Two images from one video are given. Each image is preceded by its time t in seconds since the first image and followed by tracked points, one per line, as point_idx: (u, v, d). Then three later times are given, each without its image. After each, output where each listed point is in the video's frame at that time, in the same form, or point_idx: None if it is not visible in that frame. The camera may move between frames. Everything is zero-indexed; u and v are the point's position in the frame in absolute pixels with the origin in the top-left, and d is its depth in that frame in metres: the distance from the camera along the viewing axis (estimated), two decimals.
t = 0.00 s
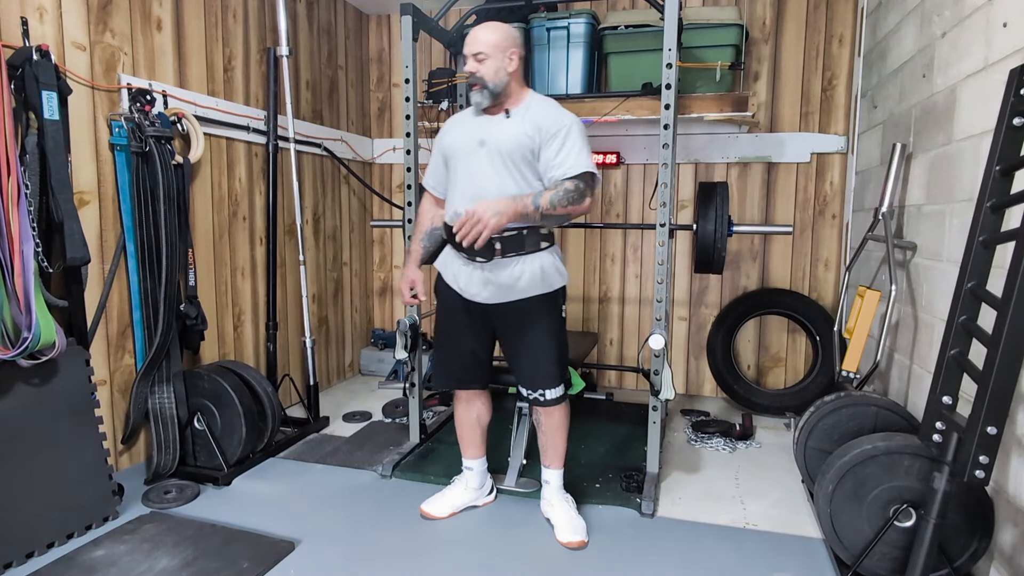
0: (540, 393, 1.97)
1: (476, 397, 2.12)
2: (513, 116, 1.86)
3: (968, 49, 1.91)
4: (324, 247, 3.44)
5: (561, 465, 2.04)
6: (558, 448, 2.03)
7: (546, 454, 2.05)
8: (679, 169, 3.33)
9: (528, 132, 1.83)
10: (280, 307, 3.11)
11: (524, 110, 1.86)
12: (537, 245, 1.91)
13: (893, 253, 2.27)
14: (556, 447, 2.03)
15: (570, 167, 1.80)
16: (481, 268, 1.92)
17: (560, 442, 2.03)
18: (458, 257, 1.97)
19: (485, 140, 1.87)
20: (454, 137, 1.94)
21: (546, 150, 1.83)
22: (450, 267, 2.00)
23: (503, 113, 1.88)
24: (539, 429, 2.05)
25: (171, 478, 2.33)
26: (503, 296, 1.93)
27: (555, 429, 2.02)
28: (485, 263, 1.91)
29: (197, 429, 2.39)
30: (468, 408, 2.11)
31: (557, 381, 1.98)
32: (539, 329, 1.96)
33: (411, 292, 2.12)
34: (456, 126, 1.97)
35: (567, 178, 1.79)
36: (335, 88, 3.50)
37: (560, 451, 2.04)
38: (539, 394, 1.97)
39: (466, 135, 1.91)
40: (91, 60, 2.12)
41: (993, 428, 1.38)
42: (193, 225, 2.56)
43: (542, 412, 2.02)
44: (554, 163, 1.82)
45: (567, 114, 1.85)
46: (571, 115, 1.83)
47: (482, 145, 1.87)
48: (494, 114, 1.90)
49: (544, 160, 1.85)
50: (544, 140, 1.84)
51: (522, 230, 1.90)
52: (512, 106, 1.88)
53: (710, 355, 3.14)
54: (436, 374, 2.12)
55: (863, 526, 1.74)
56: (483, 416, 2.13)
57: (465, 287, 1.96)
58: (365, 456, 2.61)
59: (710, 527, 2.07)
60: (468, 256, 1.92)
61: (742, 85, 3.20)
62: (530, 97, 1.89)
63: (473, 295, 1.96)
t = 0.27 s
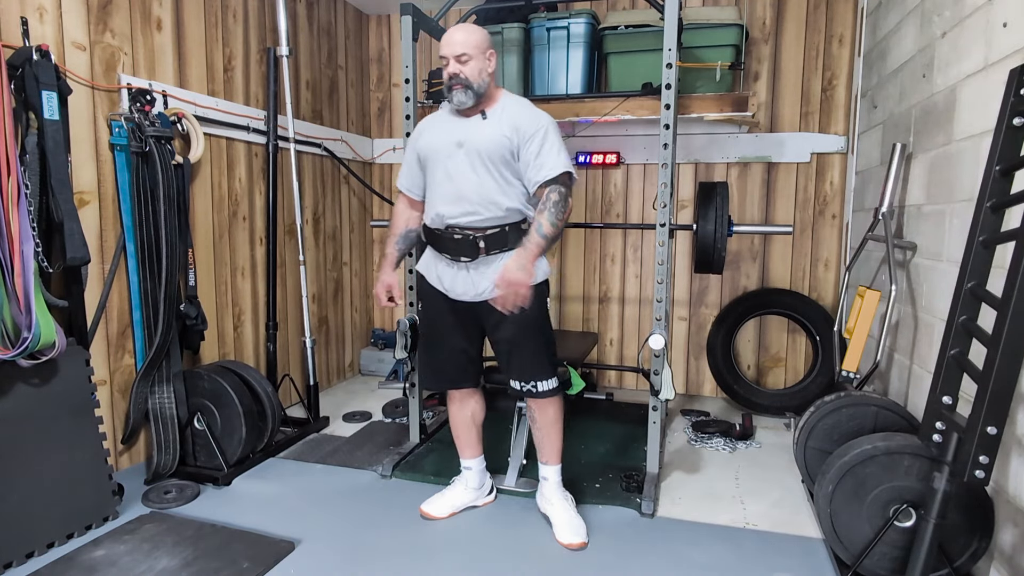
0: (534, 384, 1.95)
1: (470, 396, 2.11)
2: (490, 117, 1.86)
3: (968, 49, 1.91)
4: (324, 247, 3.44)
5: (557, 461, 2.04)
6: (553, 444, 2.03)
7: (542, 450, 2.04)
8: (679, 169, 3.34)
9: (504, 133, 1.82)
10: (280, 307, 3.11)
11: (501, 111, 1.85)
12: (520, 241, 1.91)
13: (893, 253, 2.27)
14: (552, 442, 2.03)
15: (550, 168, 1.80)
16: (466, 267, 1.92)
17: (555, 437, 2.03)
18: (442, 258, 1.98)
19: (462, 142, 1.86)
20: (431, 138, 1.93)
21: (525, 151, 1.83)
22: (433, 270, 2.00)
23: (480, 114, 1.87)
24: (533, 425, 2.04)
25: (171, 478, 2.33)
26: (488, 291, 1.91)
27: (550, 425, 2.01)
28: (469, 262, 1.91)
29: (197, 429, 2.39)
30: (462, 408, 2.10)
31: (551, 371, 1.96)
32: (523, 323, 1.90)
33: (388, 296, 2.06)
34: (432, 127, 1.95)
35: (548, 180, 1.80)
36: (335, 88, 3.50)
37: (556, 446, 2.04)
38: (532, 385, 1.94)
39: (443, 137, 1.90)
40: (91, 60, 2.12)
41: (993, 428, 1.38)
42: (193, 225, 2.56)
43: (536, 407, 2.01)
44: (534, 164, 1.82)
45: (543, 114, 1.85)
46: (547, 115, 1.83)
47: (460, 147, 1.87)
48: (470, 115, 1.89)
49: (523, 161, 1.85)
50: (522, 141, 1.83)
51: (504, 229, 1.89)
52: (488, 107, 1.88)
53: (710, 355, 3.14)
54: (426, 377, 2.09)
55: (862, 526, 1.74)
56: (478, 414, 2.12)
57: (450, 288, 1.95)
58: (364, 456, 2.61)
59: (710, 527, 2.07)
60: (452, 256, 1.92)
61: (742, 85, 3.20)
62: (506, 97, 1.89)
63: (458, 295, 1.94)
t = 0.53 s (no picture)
0: (516, 382, 1.88)
1: (466, 396, 2.08)
2: (481, 117, 1.85)
3: (968, 49, 1.91)
4: (324, 247, 3.44)
5: (533, 468, 1.94)
6: (530, 448, 1.95)
7: (518, 455, 1.95)
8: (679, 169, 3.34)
9: (497, 133, 1.82)
10: (280, 307, 3.11)
11: (491, 111, 1.85)
12: (513, 240, 1.91)
13: (893, 253, 2.27)
14: (528, 446, 1.95)
15: (545, 168, 1.83)
16: (460, 267, 1.92)
17: (532, 441, 1.95)
18: (435, 260, 1.98)
19: (454, 143, 1.85)
20: (420, 139, 1.91)
21: (518, 151, 1.84)
22: (427, 272, 2.00)
23: (470, 114, 1.86)
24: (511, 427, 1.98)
25: (171, 478, 2.33)
26: (482, 289, 1.90)
27: (529, 427, 1.95)
28: (464, 262, 1.91)
29: (197, 429, 2.39)
30: (459, 409, 2.07)
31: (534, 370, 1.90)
32: (515, 320, 1.89)
33: (377, 297, 2.06)
34: (419, 128, 1.93)
35: (544, 180, 1.83)
36: (335, 88, 3.50)
37: (532, 451, 1.95)
38: (515, 383, 1.88)
39: (433, 137, 1.88)
40: (91, 60, 2.12)
41: (993, 428, 1.38)
42: (193, 225, 2.56)
43: (516, 408, 1.95)
44: (528, 164, 1.84)
45: (534, 114, 1.87)
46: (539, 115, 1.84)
47: (452, 147, 1.85)
48: (459, 115, 1.88)
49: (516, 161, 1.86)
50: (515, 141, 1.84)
51: (498, 228, 1.89)
52: (477, 107, 1.87)
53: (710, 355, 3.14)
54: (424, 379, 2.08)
55: (862, 526, 1.74)
56: (475, 414, 2.10)
57: (445, 289, 1.95)
58: (365, 456, 2.61)
59: (710, 527, 2.07)
60: (446, 257, 1.92)
61: (742, 85, 3.20)
62: (494, 97, 1.89)
63: (453, 295, 1.94)
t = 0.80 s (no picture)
0: (503, 386, 1.88)
1: (466, 397, 2.07)
2: (482, 117, 1.84)
3: (968, 49, 1.91)
4: (324, 247, 3.44)
5: (509, 477, 1.89)
6: (507, 455, 1.91)
7: (495, 463, 1.91)
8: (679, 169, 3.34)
9: (498, 133, 1.81)
10: (280, 307, 3.11)
11: (492, 111, 1.84)
12: (511, 241, 1.90)
13: (893, 253, 2.27)
14: (507, 453, 1.91)
15: (545, 171, 1.84)
16: (457, 269, 1.92)
17: (511, 448, 1.92)
18: (432, 262, 1.97)
19: (454, 143, 1.83)
20: (419, 138, 1.89)
21: (518, 153, 1.84)
22: (424, 274, 1.99)
23: (470, 113, 1.85)
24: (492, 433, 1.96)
25: (171, 478, 2.33)
26: (479, 291, 1.89)
27: (509, 434, 1.93)
28: (461, 264, 1.91)
29: (197, 429, 2.39)
30: (458, 411, 2.07)
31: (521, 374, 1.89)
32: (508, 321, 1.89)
33: (393, 292, 2.01)
34: (418, 127, 1.91)
35: (543, 183, 1.84)
36: (335, 88, 3.50)
37: (510, 459, 1.91)
38: (502, 386, 1.88)
39: (432, 136, 1.86)
40: (91, 60, 2.12)
41: (993, 428, 1.38)
42: (193, 225, 2.56)
43: (498, 413, 1.94)
44: (528, 167, 1.84)
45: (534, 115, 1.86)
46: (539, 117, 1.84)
47: (452, 147, 1.84)
48: (459, 114, 1.86)
49: (516, 163, 1.85)
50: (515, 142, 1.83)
51: (496, 229, 1.88)
52: (477, 107, 1.85)
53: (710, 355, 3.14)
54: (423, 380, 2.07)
55: (862, 526, 1.74)
56: (475, 415, 2.08)
57: (442, 291, 1.94)
58: (364, 456, 2.61)
59: (709, 527, 2.07)
60: (443, 259, 1.92)
61: (742, 85, 3.20)
62: (494, 97, 1.88)
63: (450, 298, 1.93)
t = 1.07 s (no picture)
0: (500, 399, 1.85)
1: (464, 401, 2.04)
2: (484, 117, 1.81)
3: (968, 49, 1.91)
4: (324, 247, 3.44)
5: (501, 487, 1.89)
6: (501, 467, 1.89)
7: (488, 474, 1.90)
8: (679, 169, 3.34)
9: (499, 135, 1.77)
10: (280, 307, 3.11)
11: (494, 111, 1.80)
12: (510, 246, 1.87)
13: (893, 253, 2.27)
14: (500, 465, 1.89)
15: (546, 176, 1.79)
16: (452, 274, 1.89)
17: (505, 460, 1.89)
18: (428, 266, 1.95)
19: (454, 143, 1.80)
20: (420, 136, 1.87)
21: (519, 156, 1.79)
22: (420, 277, 1.97)
23: (472, 113, 1.82)
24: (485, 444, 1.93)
25: (171, 478, 2.33)
26: (473, 299, 1.86)
27: (502, 446, 1.90)
28: (456, 269, 1.88)
29: (197, 429, 2.39)
30: (456, 416, 2.04)
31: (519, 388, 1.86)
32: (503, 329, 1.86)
33: (378, 301, 2.03)
34: (420, 125, 1.89)
35: (543, 188, 1.79)
36: (335, 88, 3.50)
37: (504, 470, 1.89)
38: (499, 400, 1.85)
39: (433, 135, 1.84)
40: (91, 60, 2.12)
41: (993, 428, 1.38)
42: (193, 225, 2.56)
43: (492, 425, 1.91)
44: (529, 170, 1.80)
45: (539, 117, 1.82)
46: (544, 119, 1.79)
47: (451, 147, 1.81)
48: (461, 113, 1.84)
49: (517, 166, 1.81)
50: (517, 144, 1.79)
51: (494, 233, 1.85)
52: (480, 106, 1.82)
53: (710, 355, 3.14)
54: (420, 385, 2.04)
55: (862, 526, 1.74)
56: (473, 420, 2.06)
57: (436, 296, 1.92)
58: (364, 456, 2.61)
59: (709, 527, 2.07)
60: (439, 263, 1.90)
61: (742, 85, 3.20)
62: (499, 96, 1.84)
63: (444, 304, 1.91)
